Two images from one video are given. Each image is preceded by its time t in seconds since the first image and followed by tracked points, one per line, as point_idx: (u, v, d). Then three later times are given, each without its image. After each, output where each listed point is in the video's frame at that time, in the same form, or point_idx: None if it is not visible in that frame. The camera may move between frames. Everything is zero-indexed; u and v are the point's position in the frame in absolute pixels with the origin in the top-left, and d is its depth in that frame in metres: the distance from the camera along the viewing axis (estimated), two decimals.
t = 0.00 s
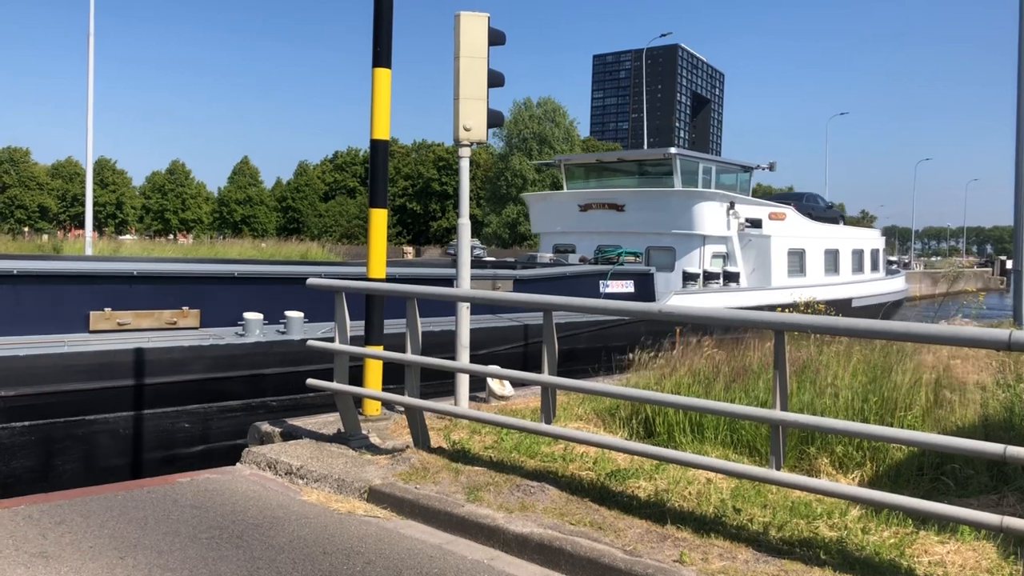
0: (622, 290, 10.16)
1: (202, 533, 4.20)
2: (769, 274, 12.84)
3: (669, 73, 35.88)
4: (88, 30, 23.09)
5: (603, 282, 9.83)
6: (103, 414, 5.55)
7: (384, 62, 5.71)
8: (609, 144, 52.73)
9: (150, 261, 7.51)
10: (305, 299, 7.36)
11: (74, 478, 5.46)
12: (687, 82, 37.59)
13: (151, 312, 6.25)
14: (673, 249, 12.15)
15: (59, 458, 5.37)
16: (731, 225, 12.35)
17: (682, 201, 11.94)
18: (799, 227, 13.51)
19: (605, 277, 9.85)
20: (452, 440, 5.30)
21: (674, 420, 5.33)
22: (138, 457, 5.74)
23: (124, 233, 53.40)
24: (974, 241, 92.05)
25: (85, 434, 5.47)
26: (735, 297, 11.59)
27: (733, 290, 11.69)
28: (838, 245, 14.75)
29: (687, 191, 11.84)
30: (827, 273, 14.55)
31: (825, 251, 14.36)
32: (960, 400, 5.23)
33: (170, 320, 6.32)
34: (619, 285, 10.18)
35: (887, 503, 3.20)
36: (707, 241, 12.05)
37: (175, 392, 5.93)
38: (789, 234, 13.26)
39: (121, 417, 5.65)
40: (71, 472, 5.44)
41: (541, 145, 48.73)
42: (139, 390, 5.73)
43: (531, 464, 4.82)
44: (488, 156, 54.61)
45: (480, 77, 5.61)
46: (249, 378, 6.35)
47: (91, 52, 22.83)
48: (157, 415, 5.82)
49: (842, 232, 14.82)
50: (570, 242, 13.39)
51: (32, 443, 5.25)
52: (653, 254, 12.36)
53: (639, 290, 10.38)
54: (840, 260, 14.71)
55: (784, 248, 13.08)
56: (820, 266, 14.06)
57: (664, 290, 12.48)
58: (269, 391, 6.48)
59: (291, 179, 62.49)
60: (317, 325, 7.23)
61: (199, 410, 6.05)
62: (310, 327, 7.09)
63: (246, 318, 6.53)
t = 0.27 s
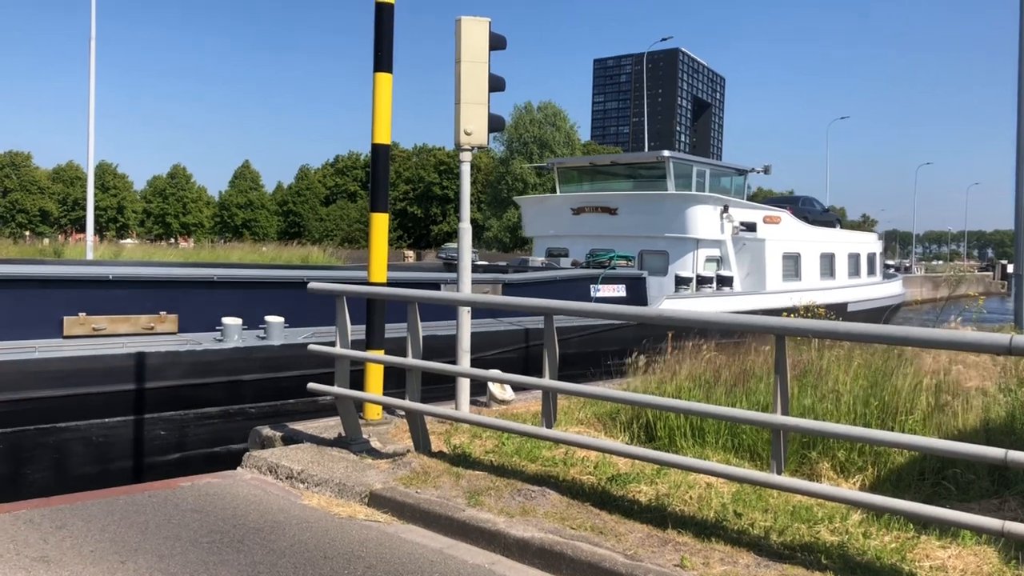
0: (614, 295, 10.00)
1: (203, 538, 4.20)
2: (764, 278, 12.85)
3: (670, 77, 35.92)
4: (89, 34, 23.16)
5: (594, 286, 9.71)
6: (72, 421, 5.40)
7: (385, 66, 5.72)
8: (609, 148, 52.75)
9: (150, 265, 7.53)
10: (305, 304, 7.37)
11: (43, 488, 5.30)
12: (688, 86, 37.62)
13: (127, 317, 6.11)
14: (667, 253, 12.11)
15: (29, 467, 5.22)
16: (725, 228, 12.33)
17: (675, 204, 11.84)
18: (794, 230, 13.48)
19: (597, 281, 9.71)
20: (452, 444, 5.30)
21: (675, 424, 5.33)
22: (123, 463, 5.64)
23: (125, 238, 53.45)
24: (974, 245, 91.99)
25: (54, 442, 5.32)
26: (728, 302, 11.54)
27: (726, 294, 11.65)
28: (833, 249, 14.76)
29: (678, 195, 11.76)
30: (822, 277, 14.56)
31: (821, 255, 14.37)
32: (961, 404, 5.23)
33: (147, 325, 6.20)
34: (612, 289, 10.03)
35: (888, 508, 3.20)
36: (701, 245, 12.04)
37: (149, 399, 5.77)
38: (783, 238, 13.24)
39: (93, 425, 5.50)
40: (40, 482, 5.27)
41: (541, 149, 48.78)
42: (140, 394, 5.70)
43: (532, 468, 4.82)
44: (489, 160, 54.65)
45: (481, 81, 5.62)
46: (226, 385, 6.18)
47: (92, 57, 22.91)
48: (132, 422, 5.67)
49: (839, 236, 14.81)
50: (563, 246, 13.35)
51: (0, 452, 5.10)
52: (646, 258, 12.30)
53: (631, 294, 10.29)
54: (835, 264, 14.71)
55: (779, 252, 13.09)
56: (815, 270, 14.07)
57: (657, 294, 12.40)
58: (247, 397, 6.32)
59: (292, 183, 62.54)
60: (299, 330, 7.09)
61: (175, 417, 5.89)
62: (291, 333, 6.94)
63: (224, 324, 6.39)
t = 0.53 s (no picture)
0: (605, 296, 10.04)
1: (204, 541, 4.20)
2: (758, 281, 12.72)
3: (670, 80, 35.97)
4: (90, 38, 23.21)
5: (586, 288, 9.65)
6: (42, 427, 5.15)
7: (385, 69, 5.73)
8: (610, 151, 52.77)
9: (151, 269, 7.54)
10: (306, 307, 7.37)
11: (9, 496, 5.06)
12: (688, 89, 37.66)
13: (102, 322, 5.95)
14: (660, 256, 12.05)
15: None
16: (718, 231, 12.26)
17: (669, 205, 11.74)
18: (789, 232, 13.38)
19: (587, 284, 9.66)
20: (453, 447, 5.30)
21: (676, 427, 5.33)
22: (95, 470, 5.41)
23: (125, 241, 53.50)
24: (975, 248, 91.91)
25: (23, 449, 5.08)
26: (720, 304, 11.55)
27: (718, 296, 11.58)
28: (829, 251, 14.64)
29: (671, 197, 11.68)
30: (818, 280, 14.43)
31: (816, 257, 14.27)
32: (963, 407, 5.22)
33: (122, 330, 6.06)
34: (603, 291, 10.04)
35: (889, 511, 3.19)
36: (693, 247, 12.01)
37: (121, 405, 5.54)
38: (777, 240, 13.14)
39: (64, 431, 5.25)
40: (7, 490, 5.03)
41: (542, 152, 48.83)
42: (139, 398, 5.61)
43: (533, 472, 4.81)
44: (489, 163, 54.69)
45: (481, 84, 5.63)
46: (203, 390, 5.98)
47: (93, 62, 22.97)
48: (104, 428, 5.43)
49: (836, 238, 14.71)
50: (556, 248, 13.28)
51: None
52: (639, 260, 12.25)
53: (622, 296, 10.27)
54: (832, 266, 14.56)
55: (773, 254, 12.98)
56: (810, 273, 13.96)
57: (651, 296, 12.34)
58: (225, 402, 6.10)
59: (293, 186, 62.60)
60: (280, 333, 6.94)
61: (149, 423, 5.67)
62: (272, 337, 6.78)
63: (201, 327, 6.14)
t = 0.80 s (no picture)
0: (597, 297, 9.89)
1: (204, 542, 4.19)
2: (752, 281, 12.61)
3: (671, 81, 35.98)
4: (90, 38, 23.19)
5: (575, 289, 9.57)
6: (13, 431, 5.01)
7: (385, 70, 5.72)
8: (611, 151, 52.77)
9: (150, 269, 7.53)
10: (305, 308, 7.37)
11: None
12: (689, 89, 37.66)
13: (76, 323, 5.75)
14: (653, 256, 11.84)
15: None
16: (711, 230, 12.06)
17: (662, 204, 11.55)
18: (783, 232, 13.30)
19: (577, 285, 9.59)
20: (454, 447, 5.30)
21: (677, 427, 5.32)
22: (66, 475, 5.27)
23: (126, 242, 53.52)
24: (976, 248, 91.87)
25: None
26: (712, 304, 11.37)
27: (711, 297, 11.44)
28: (824, 251, 14.59)
29: (664, 196, 11.47)
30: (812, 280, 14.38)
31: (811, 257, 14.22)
32: (965, 407, 5.21)
33: (97, 332, 5.87)
34: (594, 292, 9.89)
35: (890, 510, 3.19)
36: (686, 247, 11.81)
37: (94, 409, 5.37)
38: (771, 240, 13.03)
39: (34, 437, 5.11)
40: None
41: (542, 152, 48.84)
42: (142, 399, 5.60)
43: (533, 472, 4.81)
44: (490, 163, 54.71)
45: (481, 84, 5.62)
46: (180, 394, 5.82)
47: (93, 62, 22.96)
48: (76, 433, 5.28)
49: (830, 238, 14.65)
50: (548, 248, 13.08)
51: None
52: (632, 261, 12.04)
53: (614, 296, 10.17)
54: (827, 266, 14.51)
55: (767, 254, 12.92)
56: (805, 273, 13.91)
57: (644, 296, 12.11)
58: (202, 405, 5.94)
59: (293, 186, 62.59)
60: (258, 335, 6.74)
61: (124, 427, 5.51)
62: (250, 338, 6.59)
63: (178, 329, 5.96)
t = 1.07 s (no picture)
0: (587, 296, 9.82)
1: (204, 541, 4.19)
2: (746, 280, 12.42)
3: (671, 79, 35.96)
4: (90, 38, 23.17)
5: (564, 288, 9.55)
6: None
7: (385, 68, 5.72)
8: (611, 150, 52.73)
9: (150, 269, 7.53)
10: (305, 308, 7.36)
11: None
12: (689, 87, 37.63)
13: (49, 324, 5.64)
14: (645, 255, 11.78)
15: None
16: (705, 228, 12.05)
17: (654, 202, 11.52)
18: (777, 230, 13.23)
19: (567, 284, 9.57)
20: (455, 446, 5.29)
21: (678, 426, 5.32)
22: (35, 479, 5.24)
23: (127, 241, 53.50)
24: (976, 246, 91.81)
25: None
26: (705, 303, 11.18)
27: (703, 296, 11.23)
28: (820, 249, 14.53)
29: (657, 194, 11.45)
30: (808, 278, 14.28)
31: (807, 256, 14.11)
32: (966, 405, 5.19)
33: (71, 333, 5.76)
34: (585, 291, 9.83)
35: (891, 509, 3.18)
36: (679, 245, 11.79)
37: (65, 412, 5.36)
38: (765, 238, 12.91)
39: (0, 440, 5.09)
40: None
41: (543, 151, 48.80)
42: (142, 399, 5.72)
43: (534, 471, 4.80)
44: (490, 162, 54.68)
45: (481, 83, 5.62)
46: (154, 396, 5.79)
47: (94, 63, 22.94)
48: (47, 436, 5.27)
49: (825, 237, 14.57)
50: (540, 247, 12.94)
51: None
52: (624, 260, 11.93)
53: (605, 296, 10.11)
54: (823, 265, 14.45)
55: (763, 252, 12.79)
56: (800, 272, 13.79)
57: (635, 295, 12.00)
58: (177, 408, 5.92)
59: (293, 186, 62.60)
60: (237, 336, 6.72)
61: (96, 431, 5.48)
62: (227, 339, 6.58)
63: (153, 329, 5.96)
